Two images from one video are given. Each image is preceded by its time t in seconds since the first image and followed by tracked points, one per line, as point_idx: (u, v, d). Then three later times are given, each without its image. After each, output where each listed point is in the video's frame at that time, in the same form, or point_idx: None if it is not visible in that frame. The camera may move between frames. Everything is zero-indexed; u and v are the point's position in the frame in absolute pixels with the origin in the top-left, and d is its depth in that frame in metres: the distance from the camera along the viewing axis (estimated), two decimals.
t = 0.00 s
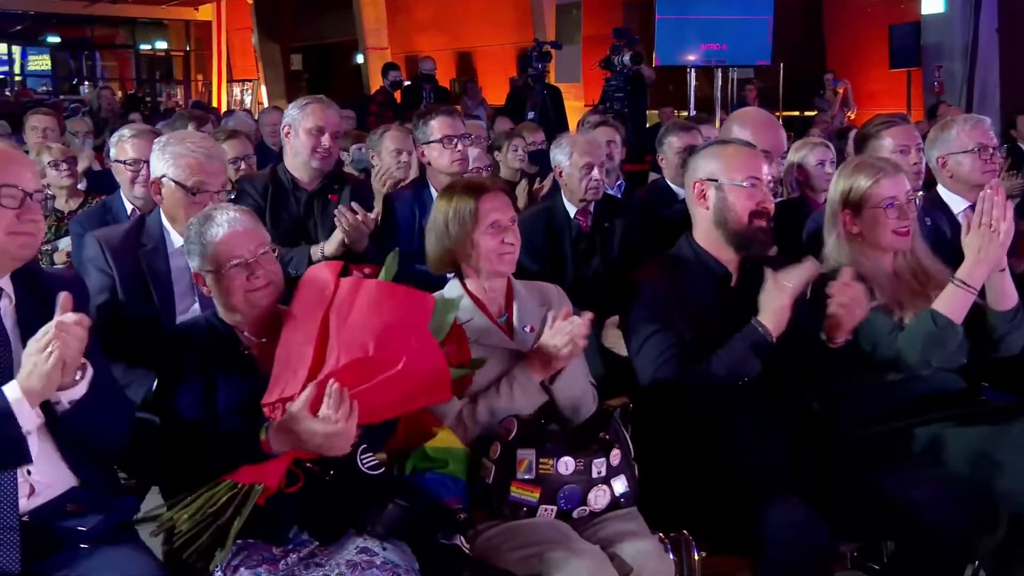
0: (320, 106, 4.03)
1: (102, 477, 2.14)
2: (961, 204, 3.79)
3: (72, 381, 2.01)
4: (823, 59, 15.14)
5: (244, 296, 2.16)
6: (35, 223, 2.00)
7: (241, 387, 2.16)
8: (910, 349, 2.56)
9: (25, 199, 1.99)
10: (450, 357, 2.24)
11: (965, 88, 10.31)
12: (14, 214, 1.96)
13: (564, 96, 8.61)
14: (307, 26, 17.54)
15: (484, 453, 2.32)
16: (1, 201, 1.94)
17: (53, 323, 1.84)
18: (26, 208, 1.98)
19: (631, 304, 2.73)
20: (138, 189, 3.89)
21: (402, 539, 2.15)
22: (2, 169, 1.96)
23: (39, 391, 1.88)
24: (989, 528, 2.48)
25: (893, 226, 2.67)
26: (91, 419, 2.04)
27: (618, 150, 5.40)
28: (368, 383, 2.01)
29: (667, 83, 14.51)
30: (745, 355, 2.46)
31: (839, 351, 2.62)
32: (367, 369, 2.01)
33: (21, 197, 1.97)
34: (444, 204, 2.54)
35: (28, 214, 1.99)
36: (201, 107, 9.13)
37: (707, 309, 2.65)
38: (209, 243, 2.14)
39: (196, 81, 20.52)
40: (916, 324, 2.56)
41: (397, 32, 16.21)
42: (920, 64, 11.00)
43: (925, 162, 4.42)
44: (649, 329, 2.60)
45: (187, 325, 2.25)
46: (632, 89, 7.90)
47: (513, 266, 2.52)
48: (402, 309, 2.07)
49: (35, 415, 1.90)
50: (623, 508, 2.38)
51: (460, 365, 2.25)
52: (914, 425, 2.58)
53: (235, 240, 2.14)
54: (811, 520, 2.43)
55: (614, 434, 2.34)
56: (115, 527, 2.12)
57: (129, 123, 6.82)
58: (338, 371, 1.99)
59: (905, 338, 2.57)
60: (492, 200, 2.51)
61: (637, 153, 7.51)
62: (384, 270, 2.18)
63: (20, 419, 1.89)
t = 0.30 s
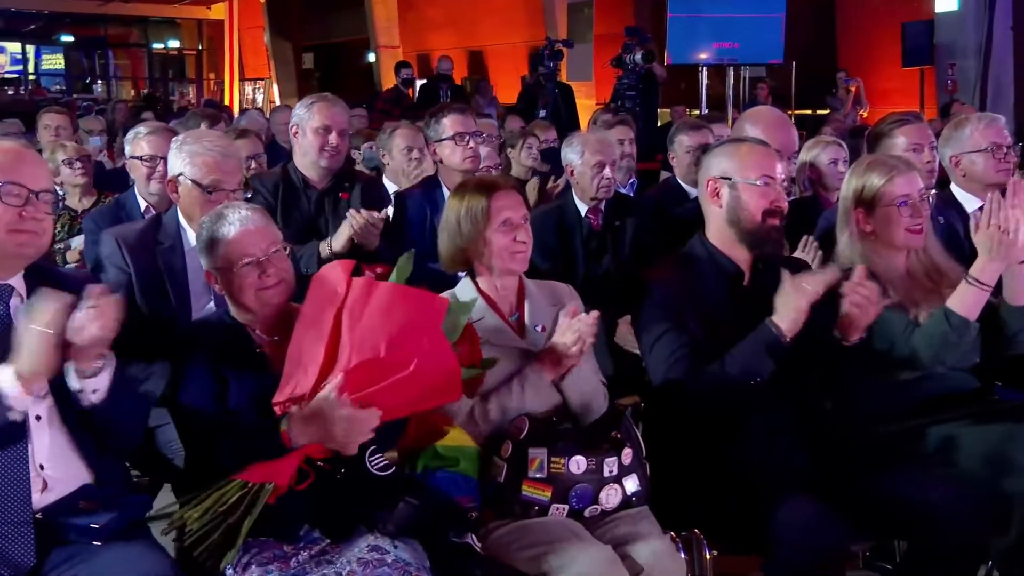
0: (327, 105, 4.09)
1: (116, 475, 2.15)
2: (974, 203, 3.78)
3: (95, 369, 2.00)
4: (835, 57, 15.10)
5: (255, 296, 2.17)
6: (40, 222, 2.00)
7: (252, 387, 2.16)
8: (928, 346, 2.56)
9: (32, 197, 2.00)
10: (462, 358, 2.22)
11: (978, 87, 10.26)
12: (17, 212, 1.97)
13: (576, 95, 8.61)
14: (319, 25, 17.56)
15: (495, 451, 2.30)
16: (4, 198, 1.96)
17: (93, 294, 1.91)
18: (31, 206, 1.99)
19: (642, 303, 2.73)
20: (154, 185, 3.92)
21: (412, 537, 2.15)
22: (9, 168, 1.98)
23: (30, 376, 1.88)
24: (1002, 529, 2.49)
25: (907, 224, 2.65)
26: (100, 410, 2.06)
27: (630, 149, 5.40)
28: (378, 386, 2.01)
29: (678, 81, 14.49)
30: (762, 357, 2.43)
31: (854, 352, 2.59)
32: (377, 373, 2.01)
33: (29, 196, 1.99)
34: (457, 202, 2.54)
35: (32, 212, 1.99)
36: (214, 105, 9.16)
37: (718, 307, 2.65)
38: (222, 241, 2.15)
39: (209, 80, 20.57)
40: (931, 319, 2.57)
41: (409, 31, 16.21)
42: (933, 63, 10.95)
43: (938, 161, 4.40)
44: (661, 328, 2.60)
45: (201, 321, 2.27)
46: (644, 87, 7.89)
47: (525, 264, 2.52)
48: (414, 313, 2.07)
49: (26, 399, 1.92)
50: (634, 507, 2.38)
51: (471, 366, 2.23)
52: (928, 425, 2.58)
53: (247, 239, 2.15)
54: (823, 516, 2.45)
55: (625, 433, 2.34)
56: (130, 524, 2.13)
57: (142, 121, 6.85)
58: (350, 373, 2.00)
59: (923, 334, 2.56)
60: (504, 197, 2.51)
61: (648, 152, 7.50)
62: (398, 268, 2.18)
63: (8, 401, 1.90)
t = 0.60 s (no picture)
0: (336, 102, 4.08)
1: (132, 471, 2.16)
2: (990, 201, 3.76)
3: (105, 365, 1.98)
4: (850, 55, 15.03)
5: (270, 295, 2.18)
6: (56, 221, 2.01)
7: (266, 385, 2.16)
8: (945, 347, 2.55)
9: (51, 195, 2.01)
10: (477, 354, 2.24)
11: (994, 84, 10.20)
12: (33, 211, 1.98)
13: (589, 93, 8.59)
14: (333, 23, 17.59)
15: (509, 448, 2.29)
16: (21, 196, 1.97)
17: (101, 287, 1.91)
18: (47, 205, 2.00)
19: (657, 301, 2.72)
20: (173, 180, 3.98)
21: (424, 535, 2.17)
22: (28, 166, 1.99)
23: (52, 367, 1.90)
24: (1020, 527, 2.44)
25: (924, 222, 2.64)
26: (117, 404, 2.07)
27: (645, 147, 5.39)
28: (390, 380, 2.01)
29: (692, 79, 14.47)
30: (776, 353, 2.44)
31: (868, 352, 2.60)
32: (389, 365, 2.02)
33: (48, 194, 2.00)
34: (471, 200, 2.54)
35: (48, 211, 2.00)
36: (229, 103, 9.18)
37: (734, 303, 2.65)
38: (239, 240, 2.17)
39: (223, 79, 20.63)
40: (949, 318, 2.56)
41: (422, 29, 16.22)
42: (949, 59, 10.90)
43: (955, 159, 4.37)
44: (677, 325, 2.60)
45: (213, 316, 2.26)
46: (658, 85, 7.87)
47: (539, 262, 2.52)
48: (426, 305, 2.08)
49: (49, 392, 1.92)
50: (648, 505, 2.38)
51: (487, 361, 2.26)
52: (943, 424, 2.55)
53: (262, 237, 2.17)
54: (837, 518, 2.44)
55: (640, 431, 2.35)
56: (146, 521, 2.14)
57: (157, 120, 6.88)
58: (362, 366, 2.00)
59: (938, 333, 2.56)
60: (519, 195, 2.51)
61: (662, 150, 7.48)
62: (410, 263, 2.19)
63: (32, 395, 1.90)
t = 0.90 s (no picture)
0: (347, 100, 4.10)
1: (147, 468, 2.18)
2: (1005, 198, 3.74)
3: (139, 363, 2.03)
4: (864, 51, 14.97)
5: (284, 291, 2.19)
6: (73, 219, 2.02)
7: (280, 380, 2.18)
8: (964, 345, 2.49)
9: (69, 194, 2.02)
10: (489, 349, 2.23)
11: (1010, 80, 10.14)
12: (49, 209, 1.99)
13: (602, 89, 8.58)
14: (346, 20, 17.61)
15: (523, 445, 2.30)
16: (38, 195, 1.98)
17: (146, 287, 1.94)
18: (64, 204, 2.01)
19: (671, 298, 2.72)
20: (183, 173, 4.00)
21: (438, 531, 2.21)
22: (47, 165, 2.00)
23: (53, 356, 1.88)
24: None
25: (939, 220, 2.62)
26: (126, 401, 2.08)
27: (659, 144, 5.38)
28: (404, 372, 2.03)
29: (705, 76, 14.43)
30: (789, 352, 2.40)
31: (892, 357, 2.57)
32: (403, 358, 2.03)
33: (65, 193, 2.01)
34: (485, 197, 2.55)
35: (65, 211, 2.01)
36: (242, 101, 9.20)
37: (750, 300, 2.64)
38: (253, 237, 2.18)
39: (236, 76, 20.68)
40: (969, 313, 2.50)
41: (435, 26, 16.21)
42: (964, 56, 10.84)
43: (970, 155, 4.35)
44: (689, 323, 2.59)
45: (229, 314, 2.28)
46: (672, 82, 7.85)
47: (553, 259, 2.52)
48: (440, 299, 2.08)
49: (51, 381, 1.91)
50: (662, 502, 2.38)
51: (499, 355, 2.25)
52: (956, 423, 2.61)
53: (277, 234, 2.18)
54: (849, 515, 2.45)
55: (653, 428, 2.35)
56: (160, 517, 2.15)
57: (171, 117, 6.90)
58: (376, 359, 2.01)
59: (955, 332, 2.51)
60: (534, 192, 2.52)
61: (675, 147, 7.47)
62: (424, 259, 2.19)
63: (34, 384, 1.90)
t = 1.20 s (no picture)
0: (357, 101, 4.13)
1: (161, 466, 2.18)
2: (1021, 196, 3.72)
3: (162, 362, 2.05)
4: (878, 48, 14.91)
5: (298, 289, 2.21)
6: (86, 219, 2.03)
7: (292, 379, 2.19)
8: (980, 346, 2.48)
9: (79, 193, 2.02)
10: (503, 347, 2.24)
11: None
12: (62, 209, 2.00)
13: (615, 87, 8.56)
14: (359, 18, 17.64)
15: (535, 442, 2.29)
16: (51, 195, 1.99)
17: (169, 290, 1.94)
18: (77, 203, 2.02)
19: (685, 295, 2.71)
20: (194, 168, 4.02)
21: (452, 529, 2.17)
22: (59, 164, 2.01)
23: (58, 349, 1.87)
24: None
25: (955, 218, 2.61)
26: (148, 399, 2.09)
27: (673, 141, 5.37)
28: (419, 372, 2.03)
29: (718, 73, 14.40)
30: (802, 347, 2.42)
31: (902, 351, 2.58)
32: (418, 357, 2.03)
33: (77, 191, 2.01)
34: (499, 194, 2.55)
35: (77, 210, 2.02)
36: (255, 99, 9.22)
37: (764, 298, 2.63)
38: (266, 235, 2.18)
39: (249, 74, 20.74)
40: (985, 318, 2.48)
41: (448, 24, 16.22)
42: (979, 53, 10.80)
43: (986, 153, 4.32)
44: (703, 321, 2.58)
45: (239, 312, 2.27)
46: (685, 79, 7.84)
47: (567, 256, 2.52)
48: (455, 298, 2.08)
49: (60, 375, 1.90)
50: (674, 500, 2.38)
51: (512, 354, 2.26)
52: (972, 421, 2.59)
53: (290, 231, 2.19)
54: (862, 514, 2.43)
55: (666, 425, 2.34)
56: (174, 514, 2.17)
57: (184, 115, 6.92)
58: (390, 358, 2.02)
59: (973, 332, 2.50)
60: (548, 189, 2.52)
61: (688, 145, 7.46)
62: (436, 257, 2.19)
63: (43, 379, 1.89)
